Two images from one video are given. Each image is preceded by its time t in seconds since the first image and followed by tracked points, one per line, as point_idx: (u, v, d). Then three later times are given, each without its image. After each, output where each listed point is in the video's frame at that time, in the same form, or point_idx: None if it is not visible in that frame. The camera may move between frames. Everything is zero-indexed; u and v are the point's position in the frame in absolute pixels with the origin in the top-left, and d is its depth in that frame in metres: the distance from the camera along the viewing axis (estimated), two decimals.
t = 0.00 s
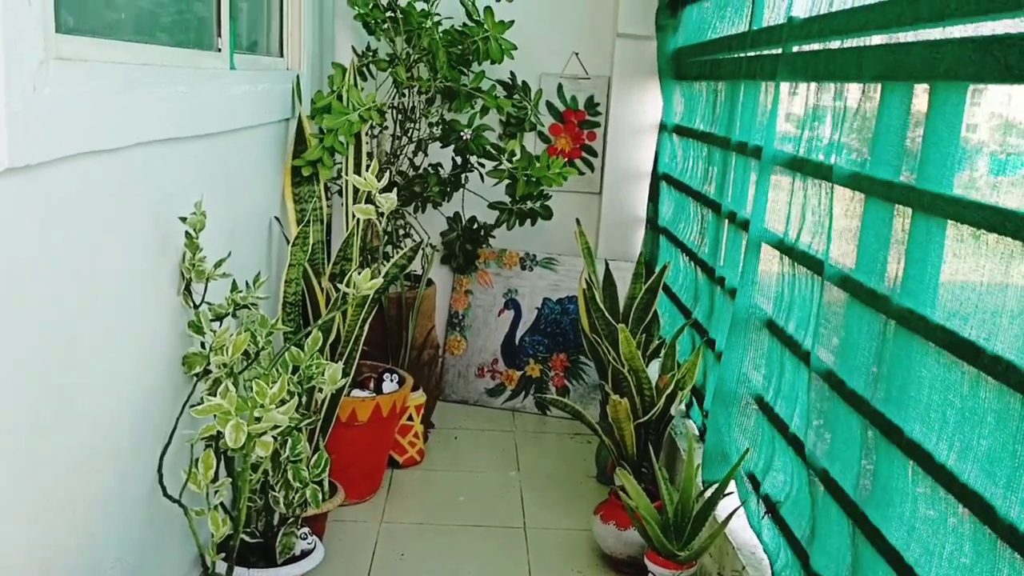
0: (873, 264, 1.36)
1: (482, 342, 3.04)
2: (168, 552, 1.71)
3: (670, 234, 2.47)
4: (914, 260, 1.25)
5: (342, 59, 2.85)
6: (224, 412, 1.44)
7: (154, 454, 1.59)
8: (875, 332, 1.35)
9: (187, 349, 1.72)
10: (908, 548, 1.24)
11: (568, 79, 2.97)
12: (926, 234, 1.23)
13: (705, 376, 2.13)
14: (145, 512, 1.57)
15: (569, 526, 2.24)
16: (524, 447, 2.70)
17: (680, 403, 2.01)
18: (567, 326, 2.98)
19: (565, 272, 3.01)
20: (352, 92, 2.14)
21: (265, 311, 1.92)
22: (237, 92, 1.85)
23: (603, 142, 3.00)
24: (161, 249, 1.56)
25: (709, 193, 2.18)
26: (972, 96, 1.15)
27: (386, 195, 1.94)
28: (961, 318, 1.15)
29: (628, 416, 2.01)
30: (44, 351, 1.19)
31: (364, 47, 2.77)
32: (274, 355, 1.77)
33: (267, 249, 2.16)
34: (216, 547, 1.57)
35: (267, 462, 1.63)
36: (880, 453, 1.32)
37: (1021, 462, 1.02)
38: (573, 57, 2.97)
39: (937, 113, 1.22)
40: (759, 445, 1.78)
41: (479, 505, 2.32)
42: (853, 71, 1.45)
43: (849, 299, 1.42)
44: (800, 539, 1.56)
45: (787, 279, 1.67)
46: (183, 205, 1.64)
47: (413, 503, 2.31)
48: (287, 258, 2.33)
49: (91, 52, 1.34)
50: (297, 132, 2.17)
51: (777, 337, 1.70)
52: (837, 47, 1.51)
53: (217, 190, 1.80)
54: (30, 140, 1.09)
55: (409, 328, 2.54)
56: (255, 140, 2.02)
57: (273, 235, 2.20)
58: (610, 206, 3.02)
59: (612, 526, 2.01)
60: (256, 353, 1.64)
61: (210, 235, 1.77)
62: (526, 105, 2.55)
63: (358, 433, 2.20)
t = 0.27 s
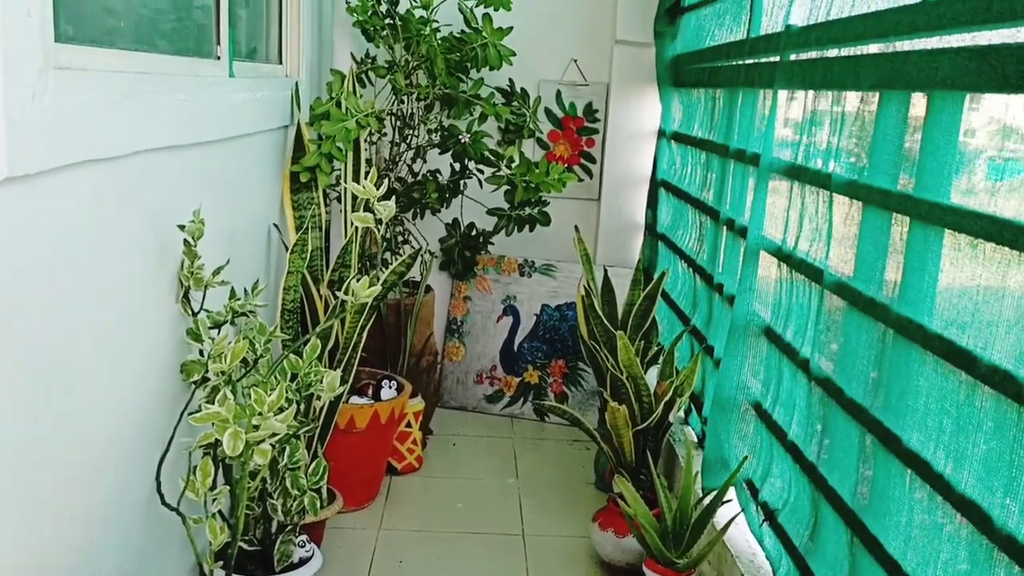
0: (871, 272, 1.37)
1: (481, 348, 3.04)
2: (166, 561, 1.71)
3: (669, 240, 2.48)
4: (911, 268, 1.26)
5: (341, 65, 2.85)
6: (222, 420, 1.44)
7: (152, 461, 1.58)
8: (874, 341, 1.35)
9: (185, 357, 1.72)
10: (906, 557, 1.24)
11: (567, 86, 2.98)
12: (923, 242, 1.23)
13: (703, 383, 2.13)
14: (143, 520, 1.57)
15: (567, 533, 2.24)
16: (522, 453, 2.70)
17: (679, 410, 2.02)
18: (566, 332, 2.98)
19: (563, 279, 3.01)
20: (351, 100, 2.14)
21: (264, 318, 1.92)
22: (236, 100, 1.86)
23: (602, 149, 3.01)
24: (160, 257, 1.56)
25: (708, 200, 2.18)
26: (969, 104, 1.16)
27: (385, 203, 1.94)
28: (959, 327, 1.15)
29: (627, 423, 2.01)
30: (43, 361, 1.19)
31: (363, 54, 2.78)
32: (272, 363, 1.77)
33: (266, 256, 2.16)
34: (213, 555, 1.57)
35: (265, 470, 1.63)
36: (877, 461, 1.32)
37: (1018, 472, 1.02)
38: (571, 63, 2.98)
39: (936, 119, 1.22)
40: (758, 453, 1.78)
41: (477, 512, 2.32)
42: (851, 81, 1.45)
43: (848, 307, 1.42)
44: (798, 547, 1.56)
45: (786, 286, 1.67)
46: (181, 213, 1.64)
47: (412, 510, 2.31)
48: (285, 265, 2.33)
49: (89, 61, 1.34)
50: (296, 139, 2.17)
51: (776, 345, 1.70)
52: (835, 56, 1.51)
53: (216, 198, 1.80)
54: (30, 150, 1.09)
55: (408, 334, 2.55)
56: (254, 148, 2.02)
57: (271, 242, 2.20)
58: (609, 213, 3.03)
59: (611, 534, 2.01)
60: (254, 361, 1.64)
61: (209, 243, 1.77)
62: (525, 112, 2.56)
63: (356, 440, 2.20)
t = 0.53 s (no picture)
0: (867, 283, 1.37)
1: (479, 356, 3.04)
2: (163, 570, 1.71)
3: (667, 248, 2.48)
4: (905, 278, 1.26)
5: (339, 73, 2.86)
6: (219, 430, 1.43)
7: (150, 470, 1.58)
8: (869, 351, 1.35)
9: (182, 366, 1.72)
10: (900, 567, 1.24)
11: (564, 94, 2.99)
12: (916, 251, 1.24)
13: (701, 391, 2.13)
14: (140, 529, 1.57)
15: (565, 541, 2.24)
16: (520, 461, 2.71)
17: (676, 418, 2.02)
18: (564, 340, 2.98)
19: (561, 286, 3.02)
20: (348, 107, 2.15)
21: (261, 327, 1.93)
22: (234, 109, 1.86)
23: (600, 157, 3.01)
24: (158, 267, 1.57)
25: (705, 208, 2.18)
26: (965, 117, 1.15)
27: (383, 212, 1.95)
28: (954, 338, 1.15)
29: (624, 431, 2.02)
30: (41, 371, 1.19)
31: (361, 62, 2.79)
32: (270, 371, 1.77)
33: (263, 265, 2.17)
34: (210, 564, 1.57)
35: (263, 478, 1.63)
36: (872, 471, 1.32)
37: (1010, 482, 1.02)
38: (569, 71, 2.99)
39: (930, 126, 1.22)
40: (754, 461, 1.78)
41: (474, 520, 2.32)
42: (847, 91, 1.45)
43: (844, 317, 1.42)
44: (794, 556, 1.56)
45: (783, 296, 1.67)
46: (179, 222, 1.64)
47: (409, 518, 2.31)
48: (283, 273, 2.33)
49: (88, 72, 1.34)
50: (294, 147, 2.18)
51: (773, 354, 1.70)
52: (831, 65, 1.52)
53: (214, 207, 1.80)
54: (30, 163, 1.10)
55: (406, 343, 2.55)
56: (252, 157, 2.03)
57: (269, 250, 2.20)
58: (607, 221, 3.03)
59: (608, 543, 2.01)
60: (252, 370, 1.64)
61: (206, 252, 1.77)
62: (523, 120, 2.57)
63: (354, 448, 2.20)
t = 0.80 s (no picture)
0: (863, 292, 1.36)
1: (477, 363, 3.04)
2: None
3: (665, 256, 2.48)
4: (901, 286, 1.26)
5: (337, 80, 2.87)
6: (216, 439, 1.43)
7: (147, 479, 1.58)
8: (864, 360, 1.35)
9: (180, 374, 1.72)
10: None
11: (562, 101, 2.99)
12: (913, 261, 1.23)
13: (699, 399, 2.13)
14: (137, 538, 1.57)
15: (563, 549, 2.24)
16: (518, 469, 2.70)
17: (674, 426, 2.03)
18: (562, 348, 2.98)
19: (560, 294, 3.02)
20: (346, 114, 2.15)
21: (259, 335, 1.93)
22: (233, 117, 1.86)
23: (598, 164, 3.01)
24: (156, 275, 1.57)
25: (703, 216, 2.18)
26: (963, 125, 1.14)
27: (381, 221, 1.95)
28: (947, 346, 1.15)
29: (622, 439, 2.04)
30: (40, 378, 1.19)
31: (359, 69, 2.79)
32: (267, 380, 1.78)
33: (261, 273, 2.17)
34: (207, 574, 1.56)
35: (260, 487, 1.63)
36: (870, 479, 1.32)
37: (1006, 487, 1.02)
38: (567, 79, 3.00)
39: (926, 133, 1.22)
40: (751, 469, 1.78)
41: (472, 528, 2.32)
42: (843, 100, 1.45)
43: (841, 325, 1.42)
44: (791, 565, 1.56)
45: (782, 304, 1.67)
46: (177, 230, 1.64)
47: (407, 526, 2.31)
48: (281, 281, 2.33)
49: (86, 81, 1.34)
50: (292, 155, 2.18)
51: (770, 362, 1.70)
52: (828, 74, 1.52)
53: (212, 215, 1.81)
54: (29, 173, 1.10)
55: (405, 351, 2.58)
56: (251, 164, 2.03)
57: (267, 257, 2.21)
58: (605, 228, 3.03)
59: (607, 551, 2.01)
60: (249, 379, 1.64)
61: (204, 261, 1.77)
62: (521, 127, 2.57)
63: (351, 456, 2.20)
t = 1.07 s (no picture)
0: (862, 298, 1.36)
1: (476, 368, 3.04)
2: None
3: (664, 262, 2.48)
4: (901, 293, 1.25)
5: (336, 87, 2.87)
6: (215, 445, 1.43)
7: (145, 486, 1.58)
8: (863, 366, 1.35)
9: (179, 380, 1.72)
10: None
11: (561, 107, 3.00)
12: (911, 267, 1.23)
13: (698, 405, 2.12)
14: (136, 545, 1.56)
15: (562, 555, 2.24)
16: (517, 474, 2.70)
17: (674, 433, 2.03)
18: (561, 353, 2.99)
19: (559, 299, 3.02)
20: (345, 119, 2.15)
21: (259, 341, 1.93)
22: (232, 123, 1.87)
23: (597, 169, 3.02)
24: (155, 281, 1.57)
25: (702, 222, 2.18)
26: (960, 131, 1.14)
27: (381, 227, 1.95)
28: (946, 353, 1.15)
29: (621, 445, 2.06)
30: (40, 380, 1.19)
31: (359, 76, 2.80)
32: (267, 386, 1.78)
33: (260, 278, 2.17)
34: None
35: (259, 493, 1.63)
36: (869, 486, 1.32)
37: (1008, 495, 1.01)
38: (566, 85, 3.00)
39: (924, 138, 1.22)
40: (749, 474, 1.78)
41: (471, 534, 2.31)
42: (842, 106, 1.45)
43: (839, 331, 1.42)
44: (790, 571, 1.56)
45: (779, 310, 1.67)
46: (176, 237, 1.64)
47: (406, 532, 2.31)
48: (280, 286, 2.34)
49: (86, 89, 1.35)
50: (291, 161, 2.19)
51: (768, 367, 1.70)
52: (826, 81, 1.52)
53: (211, 221, 1.81)
54: (29, 180, 1.10)
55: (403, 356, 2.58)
56: (250, 170, 2.03)
57: (266, 263, 2.21)
58: (604, 234, 3.03)
59: (606, 557, 2.01)
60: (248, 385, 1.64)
61: (204, 266, 1.77)
62: (520, 133, 2.57)
63: (350, 462, 2.20)
